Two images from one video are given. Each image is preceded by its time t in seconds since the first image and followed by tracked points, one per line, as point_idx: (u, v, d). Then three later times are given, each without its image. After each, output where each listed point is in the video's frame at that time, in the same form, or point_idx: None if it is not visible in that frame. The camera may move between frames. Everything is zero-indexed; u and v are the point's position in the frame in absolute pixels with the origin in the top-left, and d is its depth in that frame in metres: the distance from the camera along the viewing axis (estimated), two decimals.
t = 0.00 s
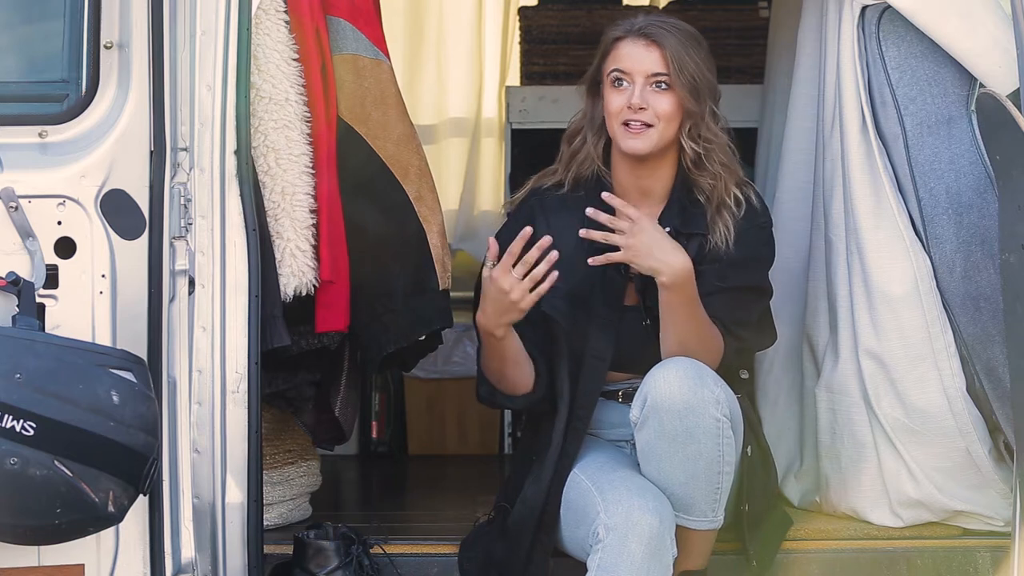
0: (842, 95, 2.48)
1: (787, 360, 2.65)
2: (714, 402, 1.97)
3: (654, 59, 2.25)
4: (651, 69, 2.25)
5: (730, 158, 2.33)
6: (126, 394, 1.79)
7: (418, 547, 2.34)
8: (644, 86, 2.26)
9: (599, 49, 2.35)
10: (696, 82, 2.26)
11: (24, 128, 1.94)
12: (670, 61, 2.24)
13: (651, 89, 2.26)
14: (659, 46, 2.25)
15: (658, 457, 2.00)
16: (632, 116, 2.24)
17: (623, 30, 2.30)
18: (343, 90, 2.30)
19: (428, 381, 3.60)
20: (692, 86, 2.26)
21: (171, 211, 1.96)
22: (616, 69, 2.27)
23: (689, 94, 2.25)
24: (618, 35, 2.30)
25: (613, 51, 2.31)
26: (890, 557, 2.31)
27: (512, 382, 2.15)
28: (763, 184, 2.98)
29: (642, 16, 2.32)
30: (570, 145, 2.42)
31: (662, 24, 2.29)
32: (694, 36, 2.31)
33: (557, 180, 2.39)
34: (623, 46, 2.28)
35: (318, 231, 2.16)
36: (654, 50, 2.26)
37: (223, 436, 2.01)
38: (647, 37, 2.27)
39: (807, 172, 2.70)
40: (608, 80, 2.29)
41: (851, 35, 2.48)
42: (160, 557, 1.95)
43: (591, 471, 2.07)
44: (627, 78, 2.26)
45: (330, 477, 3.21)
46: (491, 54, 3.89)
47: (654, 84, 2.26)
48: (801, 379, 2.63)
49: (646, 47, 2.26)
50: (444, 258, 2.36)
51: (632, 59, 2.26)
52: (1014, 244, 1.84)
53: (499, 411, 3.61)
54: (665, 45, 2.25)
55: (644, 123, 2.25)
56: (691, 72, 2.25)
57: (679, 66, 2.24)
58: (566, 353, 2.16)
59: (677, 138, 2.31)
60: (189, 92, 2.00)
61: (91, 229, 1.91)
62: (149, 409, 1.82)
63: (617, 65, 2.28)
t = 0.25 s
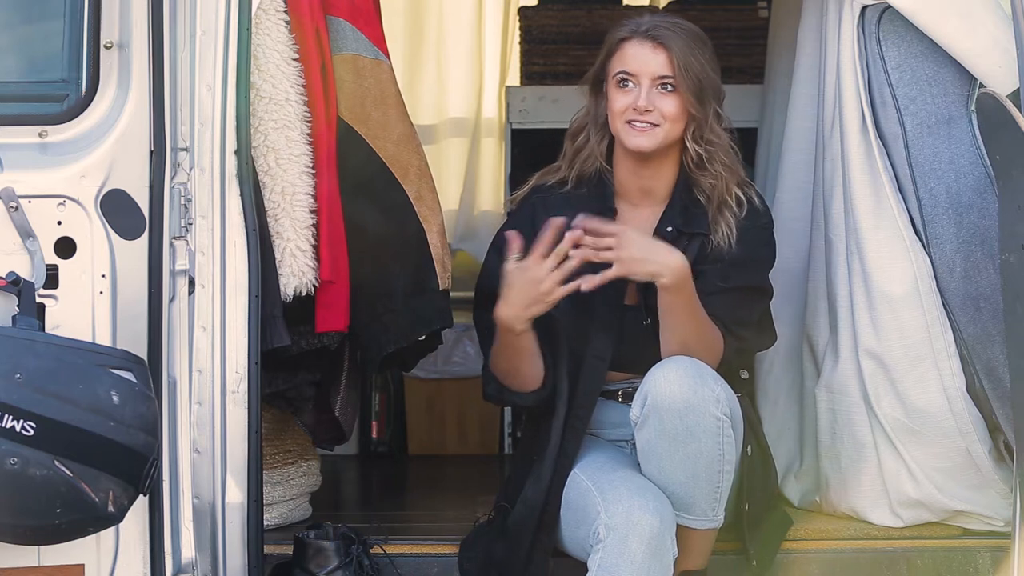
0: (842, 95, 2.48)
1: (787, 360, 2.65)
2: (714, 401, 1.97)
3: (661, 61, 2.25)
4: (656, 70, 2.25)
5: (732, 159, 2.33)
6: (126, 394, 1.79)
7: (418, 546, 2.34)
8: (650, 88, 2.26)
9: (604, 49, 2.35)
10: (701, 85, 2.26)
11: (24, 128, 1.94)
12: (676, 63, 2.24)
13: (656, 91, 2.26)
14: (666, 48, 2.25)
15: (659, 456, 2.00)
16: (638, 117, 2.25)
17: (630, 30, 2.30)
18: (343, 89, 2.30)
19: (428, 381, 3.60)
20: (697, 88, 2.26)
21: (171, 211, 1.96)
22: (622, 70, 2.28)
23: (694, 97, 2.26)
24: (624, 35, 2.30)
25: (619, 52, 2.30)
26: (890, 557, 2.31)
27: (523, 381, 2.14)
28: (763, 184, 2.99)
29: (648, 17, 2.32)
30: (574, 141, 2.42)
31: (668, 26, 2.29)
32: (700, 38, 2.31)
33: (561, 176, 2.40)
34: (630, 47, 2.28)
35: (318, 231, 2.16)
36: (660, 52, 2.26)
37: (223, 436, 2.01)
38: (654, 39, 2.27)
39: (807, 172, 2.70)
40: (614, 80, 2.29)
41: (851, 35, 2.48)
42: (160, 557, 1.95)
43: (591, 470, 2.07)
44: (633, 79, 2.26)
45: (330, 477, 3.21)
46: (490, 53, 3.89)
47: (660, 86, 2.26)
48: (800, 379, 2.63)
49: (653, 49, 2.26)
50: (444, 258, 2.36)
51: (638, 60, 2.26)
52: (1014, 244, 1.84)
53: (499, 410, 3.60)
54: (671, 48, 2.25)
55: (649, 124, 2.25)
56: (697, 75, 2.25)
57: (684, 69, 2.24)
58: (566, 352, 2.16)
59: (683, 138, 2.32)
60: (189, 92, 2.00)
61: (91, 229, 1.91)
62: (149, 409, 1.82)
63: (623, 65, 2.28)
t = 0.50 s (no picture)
0: (842, 95, 2.48)
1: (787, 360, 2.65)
2: (715, 400, 1.97)
3: (670, 61, 2.25)
4: (666, 70, 2.25)
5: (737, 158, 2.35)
6: (126, 394, 1.79)
7: (418, 546, 2.34)
8: (660, 88, 2.25)
9: (608, 49, 2.34)
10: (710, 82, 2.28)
11: (24, 128, 1.94)
12: (687, 63, 2.25)
13: (666, 91, 2.26)
14: (675, 48, 2.25)
15: (660, 456, 2.00)
16: (649, 118, 2.24)
17: (635, 31, 2.30)
18: (343, 90, 2.30)
19: (428, 382, 3.60)
20: (706, 86, 2.27)
21: (171, 211, 1.96)
22: (630, 72, 2.27)
23: (706, 93, 2.28)
24: (630, 36, 2.29)
25: (624, 53, 2.30)
26: (890, 557, 2.31)
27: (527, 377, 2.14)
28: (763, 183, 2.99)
29: (652, 17, 2.32)
30: (575, 145, 2.42)
31: (675, 25, 2.29)
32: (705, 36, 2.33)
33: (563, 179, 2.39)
34: (637, 47, 2.28)
35: (318, 231, 2.16)
36: (669, 51, 2.26)
37: (223, 436, 2.01)
38: (661, 39, 2.27)
39: (807, 172, 2.70)
40: (621, 82, 2.28)
41: (851, 35, 2.48)
42: (160, 557, 1.95)
43: (592, 470, 2.07)
44: (641, 79, 2.26)
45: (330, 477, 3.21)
46: (490, 53, 3.89)
47: (669, 86, 2.26)
48: (800, 378, 2.63)
49: (661, 49, 2.26)
50: (444, 259, 2.36)
51: (646, 61, 2.26)
52: (1014, 244, 1.84)
53: (499, 411, 3.61)
54: (681, 47, 2.25)
55: (661, 124, 2.25)
56: (705, 73, 2.26)
57: (694, 68, 2.25)
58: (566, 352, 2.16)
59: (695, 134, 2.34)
60: (189, 92, 2.00)
61: (91, 229, 1.91)
62: (149, 409, 1.82)
63: (631, 66, 2.27)
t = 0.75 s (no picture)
0: (842, 95, 2.48)
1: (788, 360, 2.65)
2: (715, 400, 1.97)
3: (673, 59, 2.27)
4: (669, 68, 2.26)
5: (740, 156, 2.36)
6: (126, 394, 1.79)
7: (418, 546, 2.34)
8: (663, 86, 2.26)
9: (610, 49, 2.35)
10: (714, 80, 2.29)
11: (24, 128, 1.94)
12: (690, 60, 2.26)
13: (669, 89, 2.26)
14: (677, 45, 2.27)
15: (660, 455, 2.01)
16: (653, 115, 2.24)
17: (637, 30, 2.31)
18: (343, 90, 2.30)
19: (428, 382, 3.60)
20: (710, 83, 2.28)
21: (171, 211, 1.96)
22: (634, 71, 2.27)
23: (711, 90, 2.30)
24: (632, 35, 2.30)
25: (627, 52, 2.31)
26: (890, 557, 2.31)
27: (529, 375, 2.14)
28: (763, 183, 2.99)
29: (653, 16, 2.33)
30: (576, 147, 2.43)
31: (676, 24, 2.30)
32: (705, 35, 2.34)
33: (564, 182, 2.39)
34: (639, 46, 2.29)
35: (318, 231, 2.16)
36: (671, 49, 2.28)
37: (223, 436, 2.01)
38: (664, 37, 2.28)
39: (807, 172, 2.70)
40: (624, 81, 2.28)
41: (851, 34, 2.48)
42: (160, 557, 1.95)
43: (592, 470, 2.07)
44: (645, 78, 2.26)
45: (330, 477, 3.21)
46: (490, 53, 3.89)
47: (672, 84, 2.26)
48: (800, 378, 2.63)
49: (663, 47, 2.27)
50: (444, 258, 2.36)
51: (649, 60, 2.27)
52: (1014, 244, 1.84)
53: (499, 411, 3.61)
54: (684, 45, 2.26)
55: (665, 121, 2.24)
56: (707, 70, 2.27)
57: (698, 65, 2.26)
58: (566, 352, 2.16)
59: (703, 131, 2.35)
60: (189, 92, 2.00)
61: (92, 229, 1.91)
62: (149, 409, 1.82)
63: (634, 65, 2.28)
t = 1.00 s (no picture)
0: (842, 95, 2.48)
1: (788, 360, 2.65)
2: (714, 400, 1.97)
3: (672, 57, 2.27)
4: (669, 67, 2.27)
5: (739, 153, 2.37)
6: (126, 394, 1.79)
7: (418, 546, 2.34)
8: (665, 85, 2.26)
9: (605, 52, 2.34)
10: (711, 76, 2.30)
11: (24, 128, 1.94)
12: (689, 57, 2.27)
13: (671, 87, 2.27)
14: (675, 43, 2.28)
15: (659, 455, 2.01)
16: (660, 115, 2.24)
17: (631, 31, 2.31)
18: (343, 90, 2.30)
19: (428, 382, 3.60)
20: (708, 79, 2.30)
21: (171, 211, 1.96)
22: (635, 72, 2.27)
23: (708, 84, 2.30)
24: (628, 36, 2.30)
25: (625, 54, 2.30)
26: (890, 557, 2.31)
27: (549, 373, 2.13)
28: (763, 183, 2.99)
29: (644, 17, 2.33)
30: (576, 155, 2.40)
31: (671, 23, 2.31)
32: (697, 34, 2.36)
33: (565, 190, 2.35)
34: (637, 47, 2.28)
35: (318, 231, 2.16)
36: (669, 48, 2.28)
37: (223, 436, 2.01)
38: (661, 36, 2.28)
39: (807, 172, 2.70)
40: (626, 83, 2.27)
41: (851, 34, 2.48)
42: (160, 557, 1.95)
43: (592, 470, 2.07)
44: (646, 78, 2.26)
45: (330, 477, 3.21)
46: (491, 53, 3.89)
47: (673, 82, 2.27)
48: (800, 378, 2.63)
49: (661, 46, 2.27)
50: (444, 259, 2.36)
51: (648, 60, 2.27)
52: (1014, 244, 1.84)
53: (499, 410, 3.61)
54: (682, 42, 2.28)
55: (672, 120, 2.24)
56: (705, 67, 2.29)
57: (697, 61, 2.27)
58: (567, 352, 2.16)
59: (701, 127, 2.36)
60: (189, 92, 2.00)
61: (92, 229, 1.91)
62: (149, 409, 1.82)
63: (634, 66, 2.27)
